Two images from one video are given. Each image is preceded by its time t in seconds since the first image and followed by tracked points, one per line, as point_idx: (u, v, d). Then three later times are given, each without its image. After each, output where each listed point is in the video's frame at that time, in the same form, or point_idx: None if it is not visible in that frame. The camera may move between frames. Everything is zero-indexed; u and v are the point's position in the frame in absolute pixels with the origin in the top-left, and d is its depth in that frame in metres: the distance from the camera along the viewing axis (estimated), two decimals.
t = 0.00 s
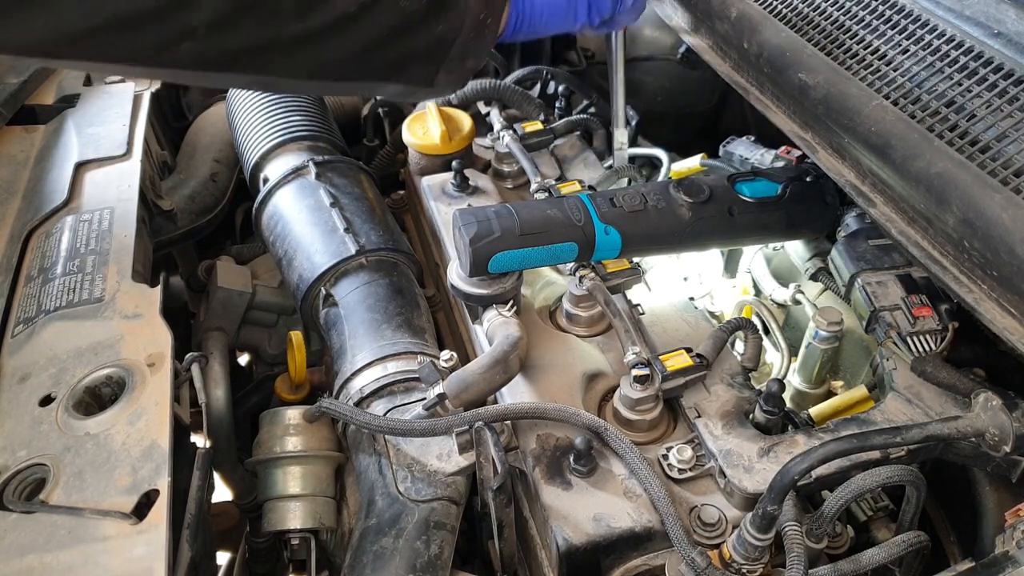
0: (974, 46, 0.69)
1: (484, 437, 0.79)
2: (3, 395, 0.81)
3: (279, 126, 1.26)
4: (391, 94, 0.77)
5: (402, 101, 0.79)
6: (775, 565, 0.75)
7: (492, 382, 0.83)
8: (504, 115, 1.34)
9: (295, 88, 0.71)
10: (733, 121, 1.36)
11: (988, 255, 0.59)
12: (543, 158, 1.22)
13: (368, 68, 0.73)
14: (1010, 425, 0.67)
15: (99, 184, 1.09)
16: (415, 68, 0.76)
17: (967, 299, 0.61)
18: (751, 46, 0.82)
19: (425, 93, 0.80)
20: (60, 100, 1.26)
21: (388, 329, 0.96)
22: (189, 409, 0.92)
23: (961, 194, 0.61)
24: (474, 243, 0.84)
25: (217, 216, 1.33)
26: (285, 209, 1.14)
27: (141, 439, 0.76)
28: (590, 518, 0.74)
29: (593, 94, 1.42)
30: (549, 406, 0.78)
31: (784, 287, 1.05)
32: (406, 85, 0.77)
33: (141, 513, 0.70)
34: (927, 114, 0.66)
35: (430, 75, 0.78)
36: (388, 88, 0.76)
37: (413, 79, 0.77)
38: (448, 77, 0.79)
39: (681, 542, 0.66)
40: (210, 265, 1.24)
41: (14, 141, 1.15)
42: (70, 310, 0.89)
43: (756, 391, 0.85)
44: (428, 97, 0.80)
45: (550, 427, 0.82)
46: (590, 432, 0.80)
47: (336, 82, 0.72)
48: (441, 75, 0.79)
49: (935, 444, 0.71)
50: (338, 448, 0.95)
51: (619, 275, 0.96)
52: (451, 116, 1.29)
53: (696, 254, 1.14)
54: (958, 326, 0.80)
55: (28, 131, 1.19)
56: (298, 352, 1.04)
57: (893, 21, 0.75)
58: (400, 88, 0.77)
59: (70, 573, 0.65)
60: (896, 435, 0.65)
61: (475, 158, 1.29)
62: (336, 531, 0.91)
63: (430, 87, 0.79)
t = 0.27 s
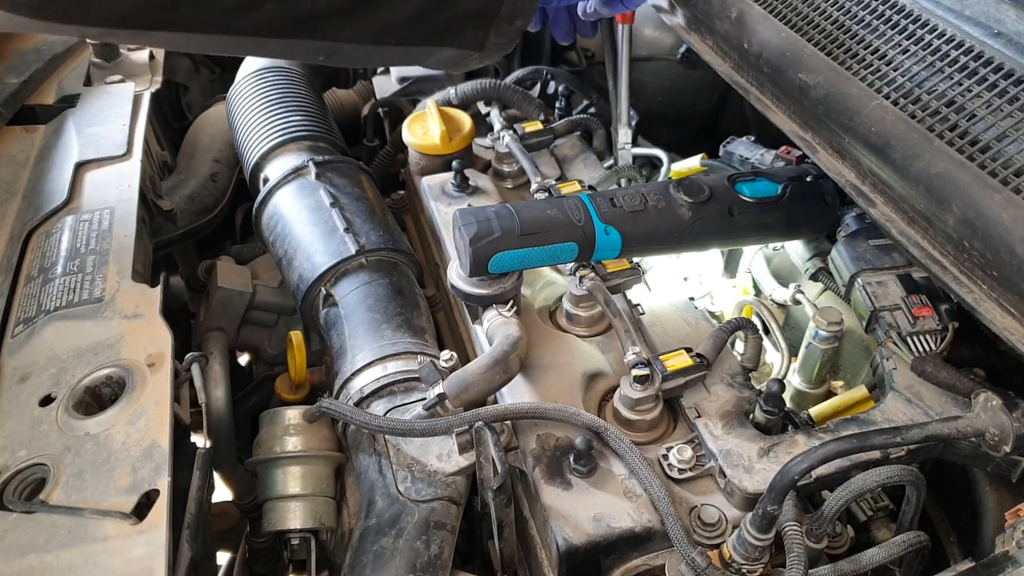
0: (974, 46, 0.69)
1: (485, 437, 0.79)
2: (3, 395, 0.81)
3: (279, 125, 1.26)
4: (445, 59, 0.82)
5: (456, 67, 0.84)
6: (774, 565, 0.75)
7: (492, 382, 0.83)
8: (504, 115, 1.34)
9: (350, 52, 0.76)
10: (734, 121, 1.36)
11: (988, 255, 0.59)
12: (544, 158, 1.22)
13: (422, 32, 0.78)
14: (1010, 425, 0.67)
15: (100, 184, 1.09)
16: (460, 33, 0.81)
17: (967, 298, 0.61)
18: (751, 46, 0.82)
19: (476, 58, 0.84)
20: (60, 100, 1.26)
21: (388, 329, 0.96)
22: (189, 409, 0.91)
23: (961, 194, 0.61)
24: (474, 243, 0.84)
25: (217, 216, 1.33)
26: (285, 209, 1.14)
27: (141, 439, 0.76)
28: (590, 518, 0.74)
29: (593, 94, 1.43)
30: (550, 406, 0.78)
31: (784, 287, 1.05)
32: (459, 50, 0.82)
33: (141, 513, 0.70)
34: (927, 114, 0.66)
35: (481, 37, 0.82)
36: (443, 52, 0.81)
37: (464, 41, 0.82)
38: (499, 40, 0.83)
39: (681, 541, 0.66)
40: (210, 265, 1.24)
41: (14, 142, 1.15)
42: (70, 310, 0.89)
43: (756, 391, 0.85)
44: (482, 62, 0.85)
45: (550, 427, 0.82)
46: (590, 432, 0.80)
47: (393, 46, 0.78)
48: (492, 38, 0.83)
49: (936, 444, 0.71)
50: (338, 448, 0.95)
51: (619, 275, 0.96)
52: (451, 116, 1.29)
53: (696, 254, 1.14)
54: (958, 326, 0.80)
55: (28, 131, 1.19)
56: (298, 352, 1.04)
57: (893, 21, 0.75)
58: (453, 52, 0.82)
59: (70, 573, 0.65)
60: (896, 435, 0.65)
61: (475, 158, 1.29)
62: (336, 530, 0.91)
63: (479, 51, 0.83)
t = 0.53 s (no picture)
0: (974, 46, 0.69)
1: (485, 436, 0.79)
2: (3, 395, 0.81)
3: (279, 126, 1.26)
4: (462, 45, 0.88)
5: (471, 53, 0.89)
6: (775, 565, 0.75)
7: (492, 382, 0.83)
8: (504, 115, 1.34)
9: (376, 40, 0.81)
10: (734, 121, 1.36)
11: (988, 254, 0.59)
12: (544, 158, 1.22)
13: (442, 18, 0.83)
14: (1010, 425, 0.67)
15: (100, 184, 1.09)
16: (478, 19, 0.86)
17: (967, 298, 0.61)
18: (752, 46, 0.82)
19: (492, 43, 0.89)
20: (60, 100, 1.26)
21: (388, 329, 0.96)
22: (189, 409, 0.91)
23: (961, 194, 0.61)
24: (474, 243, 0.84)
25: (217, 216, 1.33)
26: (285, 209, 1.14)
27: (141, 439, 0.76)
28: (590, 518, 0.74)
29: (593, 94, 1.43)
30: (549, 406, 0.78)
31: (784, 287, 1.05)
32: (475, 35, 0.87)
33: (141, 513, 0.70)
34: (927, 114, 0.66)
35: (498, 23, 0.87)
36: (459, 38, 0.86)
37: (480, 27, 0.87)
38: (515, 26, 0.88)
39: (681, 542, 0.66)
40: (210, 265, 1.24)
41: (14, 142, 1.15)
42: (70, 310, 0.89)
43: (756, 391, 0.85)
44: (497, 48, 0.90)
45: (550, 427, 0.82)
46: (590, 433, 0.80)
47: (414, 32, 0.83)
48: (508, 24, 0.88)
49: (935, 444, 0.71)
50: (338, 448, 0.95)
51: (619, 275, 0.96)
52: (451, 116, 1.29)
53: (696, 254, 1.14)
54: (958, 326, 0.80)
55: (28, 131, 1.19)
56: (298, 352, 1.04)
57: (893, 21, 0.75)
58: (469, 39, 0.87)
59: (70, 573, 0.65)
60: (896, 435, 0.65)
61: (475, 158, 1.29)
62: (336, 531, 0.91)
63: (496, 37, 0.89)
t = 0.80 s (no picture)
0: (974, 46, 0.69)
1: (485, 436, 0.79)
2: (3, 395, 0.81)
3: (279, 126, 1.26)
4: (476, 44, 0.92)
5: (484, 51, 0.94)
6: (775, 565, 0.75)
7: (492, 382, 0.83)
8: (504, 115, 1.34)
9: (399, 29, 0.75)
10: (734, 121, 1.36)
11: (988, 254, 0.59)
12: (544, 158, 1.22)
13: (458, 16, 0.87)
14: (1010, 425, 0.67)
15: (100, 184, 1.09)
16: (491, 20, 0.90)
17: (967, 298, 0.61)
18: (751, 46, 0.82)
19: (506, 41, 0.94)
20: (60, 100, 1.26)
21: (388, 329, 0.96)
22: (189, 409, 0.91)
23: (961, 194, 0.61)
24: (475, 243, 0.84)
25: (217, 216, 1.33)
26: (285, 209, 1.14)
27: (141, 439, 0.76)
28: (590, 518, 0.74)
29: (593, 94, 1.43)
30: (550, 406, 0.78)
31: (784, 288, 1.05)
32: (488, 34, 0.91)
33: (141, 513, 0.70)
34: (927, 114, 0.66)
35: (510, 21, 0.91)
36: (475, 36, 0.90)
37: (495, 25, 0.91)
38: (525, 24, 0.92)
39: (681, 542, 0.66)
40: (210, 265, 1.24)
41: (14, 142, 1.15)
42: (70, 310, 0.89)
43: (756, 391, 0.85)
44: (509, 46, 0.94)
45: (550, 427, 0.82)
46: (590, 433, 0.80)
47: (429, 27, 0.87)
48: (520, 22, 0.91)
49: (936, 444, 0.71)
50: (338, 448, 0.95)
51: (619, 275, 0.96)
52: (451, 116, 1.29)
53: (696, 254, 1.14)
54: (958, 326, 0.80)
55: (28, 131, 1.19)
56: (298, 352, 1.04)
57: (893, 21, 0.75)
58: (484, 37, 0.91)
59: (70, 573, 0.65)
60: (896, 435, 0.65)
61: (475, 158, 1.29)
62: (336, 531, 0.91)
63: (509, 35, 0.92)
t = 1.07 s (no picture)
0: (974, 46, 0.69)
1: (484, 437, 0.79)
2: (3, 395, 0.81)
3: (279, 126, 1.26)
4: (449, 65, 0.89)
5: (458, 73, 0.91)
6: (774, 565, 0.75)
7: (492, 382, 0.83)
8: (504, 115, 1.34)
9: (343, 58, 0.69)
10: (734, 121, 1.36)
11: (988, 255, 0.59)
12: (544, 158, 1.22)
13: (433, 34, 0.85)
14: (1010, 425, 0.67)
15: (100, 185, 1.09)
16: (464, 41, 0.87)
17: (967, 298, 0.61)
18: (751, 46, 0.82)
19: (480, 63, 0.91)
20: (60, 100, 1.26)
21: (388, 329, 0.96)
22: (189, 409, 0.91)
23: (961, 194, 0.61)
24: (474, 243, 0.84)
25: (217, 216, 1.33)
26: (285, 209, 1.14)
27: (141, 439, 0.76)
28: (590, 518, 0.74)
29: (593, 94, 1.42)
30: (549, 406, 0.78)
31: (784, 287, 1.05)
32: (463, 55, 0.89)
33: (141, 513, 0.70)
34: (926, 114, 0.66)
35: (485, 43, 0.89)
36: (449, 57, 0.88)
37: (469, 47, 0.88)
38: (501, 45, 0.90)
39: (681, 542, 0.66)
40: (210, 265, 1.24)
41: (14, 142, 1.15)
42: (70, 310, 0.89)
43: (756, 391, 0.85)
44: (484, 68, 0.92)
45: (550, 427, 0.82)
46: (590, 432, 0.80)
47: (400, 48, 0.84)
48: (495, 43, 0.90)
49: (935, 444, 0.71)
50: (338, 448, 0.95)
51: (619, 275, 0.96)
52: (451, 116, 1.29)
53: (696, 254, 1.14)
54: (958, 326, 0.80)
55: (28, 131, 1.19)
56: (298, 352, 1.04)
57: (893, 21, 0.75)
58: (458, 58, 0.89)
59: (70, 573, 0.65)
60: (896, 435, 0.65)
61: (475, 158, 1.28)
62: (336, 530, 0.91)
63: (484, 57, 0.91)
